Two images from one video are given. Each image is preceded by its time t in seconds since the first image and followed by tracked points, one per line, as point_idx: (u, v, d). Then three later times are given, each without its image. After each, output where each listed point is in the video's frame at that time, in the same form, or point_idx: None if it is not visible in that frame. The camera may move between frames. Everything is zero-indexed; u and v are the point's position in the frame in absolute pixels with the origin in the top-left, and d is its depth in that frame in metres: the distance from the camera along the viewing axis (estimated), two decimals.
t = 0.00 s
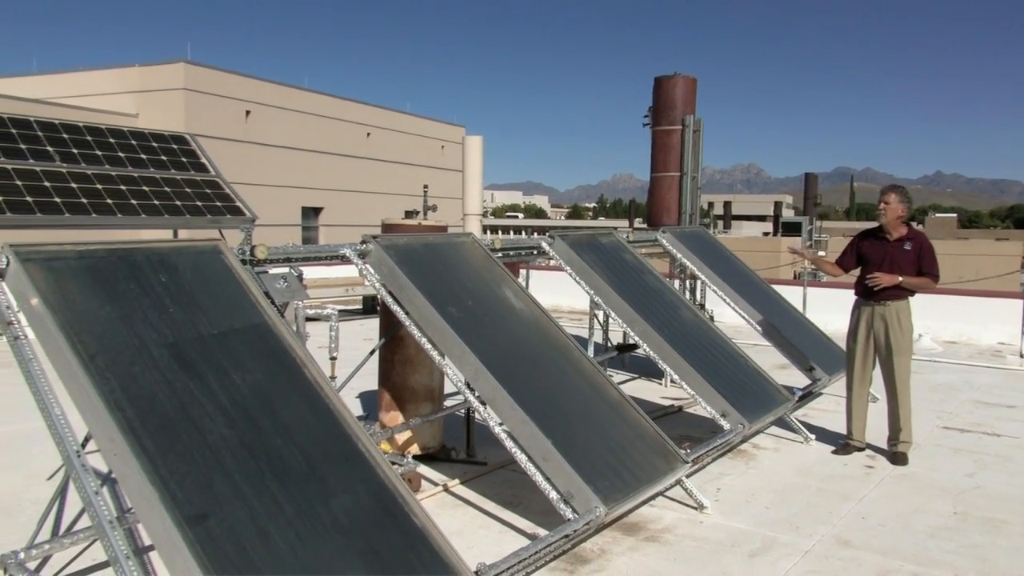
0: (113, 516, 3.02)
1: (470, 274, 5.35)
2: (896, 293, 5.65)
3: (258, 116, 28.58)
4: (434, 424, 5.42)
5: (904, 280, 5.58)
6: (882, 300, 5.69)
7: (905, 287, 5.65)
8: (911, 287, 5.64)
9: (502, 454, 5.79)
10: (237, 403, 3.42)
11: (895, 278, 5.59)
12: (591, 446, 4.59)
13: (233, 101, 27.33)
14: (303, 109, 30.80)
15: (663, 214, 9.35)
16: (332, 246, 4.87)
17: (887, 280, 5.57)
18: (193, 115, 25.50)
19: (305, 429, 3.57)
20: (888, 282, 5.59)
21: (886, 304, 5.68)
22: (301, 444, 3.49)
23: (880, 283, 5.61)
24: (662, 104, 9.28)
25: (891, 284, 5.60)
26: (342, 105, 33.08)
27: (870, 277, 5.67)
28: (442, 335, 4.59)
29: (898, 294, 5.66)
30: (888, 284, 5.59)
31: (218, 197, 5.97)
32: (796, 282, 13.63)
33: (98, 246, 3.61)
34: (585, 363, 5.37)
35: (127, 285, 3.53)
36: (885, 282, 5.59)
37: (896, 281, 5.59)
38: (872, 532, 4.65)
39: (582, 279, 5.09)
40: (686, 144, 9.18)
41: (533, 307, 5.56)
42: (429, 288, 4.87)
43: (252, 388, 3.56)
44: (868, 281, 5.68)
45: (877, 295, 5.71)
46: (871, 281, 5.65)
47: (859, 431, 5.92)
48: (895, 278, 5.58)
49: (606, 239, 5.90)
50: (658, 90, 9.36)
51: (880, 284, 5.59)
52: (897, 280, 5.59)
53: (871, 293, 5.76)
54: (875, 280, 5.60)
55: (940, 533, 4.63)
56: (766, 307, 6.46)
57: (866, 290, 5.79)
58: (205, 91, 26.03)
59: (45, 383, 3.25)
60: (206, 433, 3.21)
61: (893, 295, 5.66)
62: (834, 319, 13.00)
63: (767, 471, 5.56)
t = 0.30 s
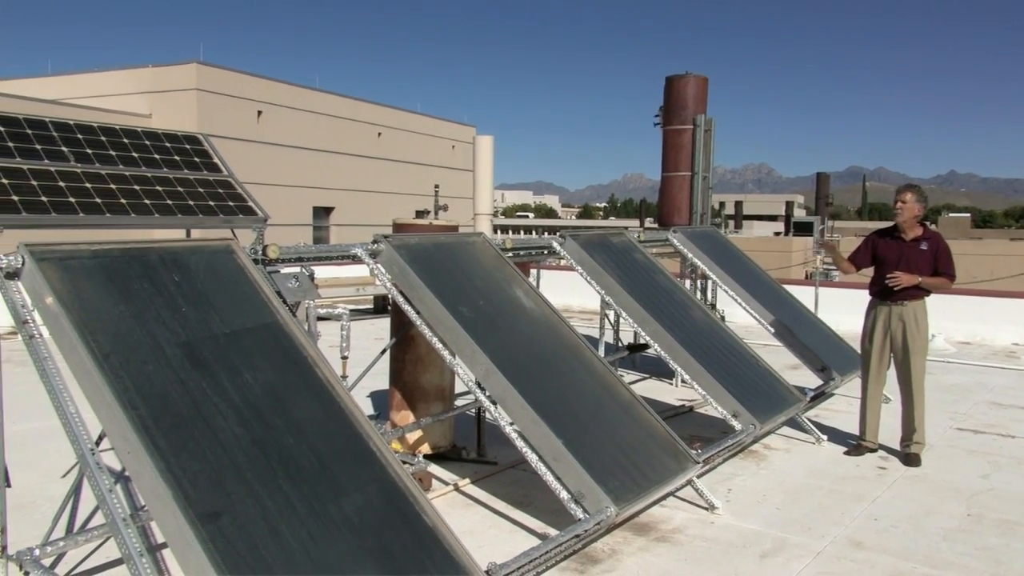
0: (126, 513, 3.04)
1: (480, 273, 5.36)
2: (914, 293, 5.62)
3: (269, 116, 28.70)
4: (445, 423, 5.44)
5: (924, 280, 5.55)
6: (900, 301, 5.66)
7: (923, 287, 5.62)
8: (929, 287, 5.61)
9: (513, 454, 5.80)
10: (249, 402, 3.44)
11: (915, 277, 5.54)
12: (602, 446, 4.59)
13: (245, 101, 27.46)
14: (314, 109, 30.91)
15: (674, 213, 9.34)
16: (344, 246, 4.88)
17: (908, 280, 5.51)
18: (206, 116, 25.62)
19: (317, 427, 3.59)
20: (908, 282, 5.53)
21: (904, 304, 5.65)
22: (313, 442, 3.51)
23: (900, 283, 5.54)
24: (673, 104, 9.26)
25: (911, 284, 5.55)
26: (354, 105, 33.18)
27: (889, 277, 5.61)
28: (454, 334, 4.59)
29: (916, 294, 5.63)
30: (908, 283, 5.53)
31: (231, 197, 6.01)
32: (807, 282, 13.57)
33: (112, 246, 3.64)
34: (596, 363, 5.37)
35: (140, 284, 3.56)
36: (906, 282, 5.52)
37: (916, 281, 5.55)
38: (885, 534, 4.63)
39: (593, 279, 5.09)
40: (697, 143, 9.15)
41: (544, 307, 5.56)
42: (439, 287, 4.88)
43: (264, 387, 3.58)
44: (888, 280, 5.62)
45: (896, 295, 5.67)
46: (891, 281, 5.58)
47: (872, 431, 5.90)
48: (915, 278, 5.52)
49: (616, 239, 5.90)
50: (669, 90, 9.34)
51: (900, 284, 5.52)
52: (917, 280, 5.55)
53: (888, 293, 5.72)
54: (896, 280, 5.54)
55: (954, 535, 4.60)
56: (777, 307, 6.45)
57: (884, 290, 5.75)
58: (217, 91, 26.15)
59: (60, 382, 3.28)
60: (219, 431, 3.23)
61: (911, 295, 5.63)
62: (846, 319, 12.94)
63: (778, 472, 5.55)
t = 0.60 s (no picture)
0: (136, 512, 3.05)
1: (488, 273, 5.37)
2: (926, 294, 5.59)
3: (278, 116, 28.81)
4: (453, 423, 5.45)
5: (937, 280, 5.52)
6: (912, 301, 5.64)
7: (936, 287, 5.59)
8: (943, 286, 5.58)
9: (521, 454, 5.81)
10: (258, 401, 3.45)
11: (927, 277, 5.51)
12: (610, 446, 4.59)
13: (254, 101, 27.57)
14: (322, 109, 30.99)
15: (683, 213, 9.32)
16: (353, 245, 4.90)
17: (920, 281, 5.48)
18: (214, 115, 25.72)
19: (325, 426, 3.60)
20: (920, 282, 5.50)
21: (916, 304, 5.63)
22: (322, 441, 3.52)
23: (912, 283, 5.52)
24: (682, 104, 9.24)
25: (923, 284, 5.52)
26: (363, 105, 33.26)
27: (901, 277, 5.58)
28: (462, 335, 4.59)
29: (929, 294, 5.60)
30: (920, 283, 5.50)
31: (240, 197, 6.03)
32: (815, 282, 13.52)
33: (123, 246, 3.66)
34: (604, 363, 5.36)
35: (150, 284, 3.58)
36: (918, 283, 5.50)
37: (928, 281, 5.52)
38: (894, 534, 4.61)
39: (601, 278, 5.09)
40: (705, 143, 9.13)
41: (552, 307, 5.56)
42: (447, 286, 4.88)
43: (272, 386, 3.59)
44: (900, 280, 5.59)
45: (908, 296, 5.65)
46: (903, 281, 5.56)
47: (882, 432, 5.87)
48: (927, 278, 5.49)
49: (624, 239, 5.90)
50: (677, 90, 9.33)
51: (912, 284, 5.50)
52: (930, 280, 5.52)
53: (901, 293, 5.70)
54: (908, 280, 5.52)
55: (964, 536, 4.58)
56: (786, 307, 6.43)
57: (896, 291, 5.73)
58: (226, 91, 26.26)
59: (70, 380, 3.30)
60: (228, 430, 3.24)
61: (924, 295, 5.60)
62: (855, 319, 12.89)
63: (787, 472, 5.53)
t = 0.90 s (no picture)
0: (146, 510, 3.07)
1: (497, 273, 5.38)
2: (936, 293, 5.57)
3: (287, 116, 28.90)
4: (460, 422, 5.46)
5: (946, 276, 5.45)
6: (922, 301, 5.62)
7: (946, 284, 5.52)
8: (954, 283, 5.50)
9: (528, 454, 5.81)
10: (267, 400, 3.47)
11: (935, 273, 5.46)
12: (618, 446, 4.58)
13: (262, 101, 27.66)
14: (331, 109, 31.07)
15: (691, 212, 9.30)
16: (361, 245, 4.91)
17: (928, 275, 5.43)
18: (223, 115, 25.82)
19: (334, 425, 3.61)
20: (928, 277, 5.45)
21: (926, 304, 5.61)
22: (330, 440, 3.53)
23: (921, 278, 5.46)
24: (690, 103, 9.23)
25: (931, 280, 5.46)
26: (371, 105, 33.33)
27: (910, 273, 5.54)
28: (470, 334, 4.59)
29: (939, 294, 5.57)
30: (928, 278, 5.44)
31: (249, 197, 6.05)
32: (824, 282, 13.47)
33: (132, 245, 3.67)
34: (612, 363, 5.36)
35: (159, 283, 3.59)
36: (926, 277, 5.44)
37: (937, 276, 5.46)
38: (903, 535, 4.59)
39: (610, 278, 5.09)
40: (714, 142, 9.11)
41: (560, 307, 5.56)
42: (455, 286, 4.89)
43: (281, 385, 3.60)
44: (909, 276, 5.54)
45: (918, 296, 5.64)
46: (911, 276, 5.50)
47: (891, 432, 5.85)
48: (935, 273, 5.44)
49: (632, 239, 5.90)
50: (685, 89, 9.31)
51: (920, 278, 5.44)
52: (938, 276, 5.46)
53: (911, 293, 5.70)
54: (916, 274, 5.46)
55: (973, 537, 4.56)
56: (794, 306, 6.41)
57: (907, 291, 5.73)
58: (235, 91, 26.35)
59: (81, 379, 3.32)
60: (237, 429, 3.26)
61: (934, 295, 5.58)
62: (864, 319, 12.83)
63: (796, 472, 5.52)
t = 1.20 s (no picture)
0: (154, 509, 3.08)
1: (503, 273, 5.38)
2: (948, 296, 5.56)
3: (293, 116, 28.96)
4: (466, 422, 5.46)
5: (956, 281, 5.46)
6: (935, 303, 5.61)
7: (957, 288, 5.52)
8: (966, 287, 5.49)
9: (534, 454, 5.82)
10: (273, 399, 3.48)
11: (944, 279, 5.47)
12: (624, 446, 4.58)
13: (269, 101, 27.73)
14: (338, 110, 31.13)
15: (697, 212, 9.29)
16: (368, 245, 4.92)
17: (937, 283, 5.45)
18: (229, 116, 25.91)
19: (340, 425, 3.62)
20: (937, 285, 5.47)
21: (939, 305, 5.59)
22: (336, 439, 3.53)
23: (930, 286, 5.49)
24: (696, 103, 9.22)
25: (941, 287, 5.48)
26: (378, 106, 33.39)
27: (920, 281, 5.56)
28: (476, 334, 4.59)
29: (952, 296, 5.55)
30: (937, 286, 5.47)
31: (256, 197, 6.06)
32: (830, 282, 13.45)
33: (140, 245, 3.68)
34: (619, 363, 5.36)
35: (166, 283, 3.60)
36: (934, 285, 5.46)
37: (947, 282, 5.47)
38: (911, 536, 4.58)
39: (616, 278, 5.09)
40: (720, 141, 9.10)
41: (566, 307, 5.56)
42: (461, 285, 4.90)
43: (287, 384, 3.61)
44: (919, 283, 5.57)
45: (931, 298, 5.63)
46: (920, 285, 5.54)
47: (900, 432, 5.83)
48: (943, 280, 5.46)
49: (639, 239, 5.90)
50: (691, 89, 9.30)
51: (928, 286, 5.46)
52: (947, 283, 5.47)
53: (924, 295, 5.68)
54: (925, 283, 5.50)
55: (982, 538, 4.54)
56: (801, 306, 6.39)
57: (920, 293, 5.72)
58: (242, 91, 26.44)
59: (89, 378, 3.33)
60: (243, 429, 3.27)
61: (946, 297, 5.56)
62: (871, 318, 12.80)
63: (803, 473, 5.51)
